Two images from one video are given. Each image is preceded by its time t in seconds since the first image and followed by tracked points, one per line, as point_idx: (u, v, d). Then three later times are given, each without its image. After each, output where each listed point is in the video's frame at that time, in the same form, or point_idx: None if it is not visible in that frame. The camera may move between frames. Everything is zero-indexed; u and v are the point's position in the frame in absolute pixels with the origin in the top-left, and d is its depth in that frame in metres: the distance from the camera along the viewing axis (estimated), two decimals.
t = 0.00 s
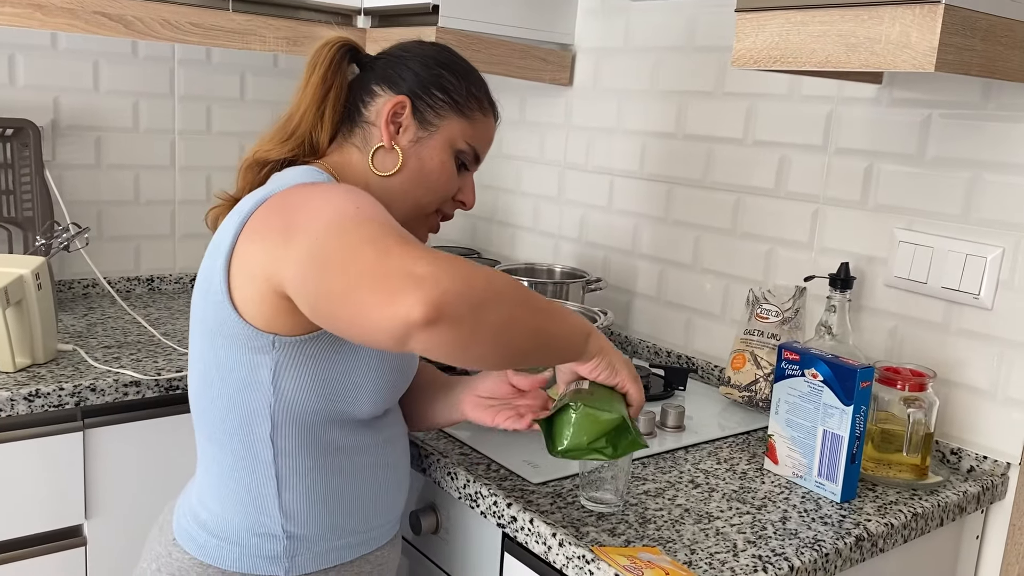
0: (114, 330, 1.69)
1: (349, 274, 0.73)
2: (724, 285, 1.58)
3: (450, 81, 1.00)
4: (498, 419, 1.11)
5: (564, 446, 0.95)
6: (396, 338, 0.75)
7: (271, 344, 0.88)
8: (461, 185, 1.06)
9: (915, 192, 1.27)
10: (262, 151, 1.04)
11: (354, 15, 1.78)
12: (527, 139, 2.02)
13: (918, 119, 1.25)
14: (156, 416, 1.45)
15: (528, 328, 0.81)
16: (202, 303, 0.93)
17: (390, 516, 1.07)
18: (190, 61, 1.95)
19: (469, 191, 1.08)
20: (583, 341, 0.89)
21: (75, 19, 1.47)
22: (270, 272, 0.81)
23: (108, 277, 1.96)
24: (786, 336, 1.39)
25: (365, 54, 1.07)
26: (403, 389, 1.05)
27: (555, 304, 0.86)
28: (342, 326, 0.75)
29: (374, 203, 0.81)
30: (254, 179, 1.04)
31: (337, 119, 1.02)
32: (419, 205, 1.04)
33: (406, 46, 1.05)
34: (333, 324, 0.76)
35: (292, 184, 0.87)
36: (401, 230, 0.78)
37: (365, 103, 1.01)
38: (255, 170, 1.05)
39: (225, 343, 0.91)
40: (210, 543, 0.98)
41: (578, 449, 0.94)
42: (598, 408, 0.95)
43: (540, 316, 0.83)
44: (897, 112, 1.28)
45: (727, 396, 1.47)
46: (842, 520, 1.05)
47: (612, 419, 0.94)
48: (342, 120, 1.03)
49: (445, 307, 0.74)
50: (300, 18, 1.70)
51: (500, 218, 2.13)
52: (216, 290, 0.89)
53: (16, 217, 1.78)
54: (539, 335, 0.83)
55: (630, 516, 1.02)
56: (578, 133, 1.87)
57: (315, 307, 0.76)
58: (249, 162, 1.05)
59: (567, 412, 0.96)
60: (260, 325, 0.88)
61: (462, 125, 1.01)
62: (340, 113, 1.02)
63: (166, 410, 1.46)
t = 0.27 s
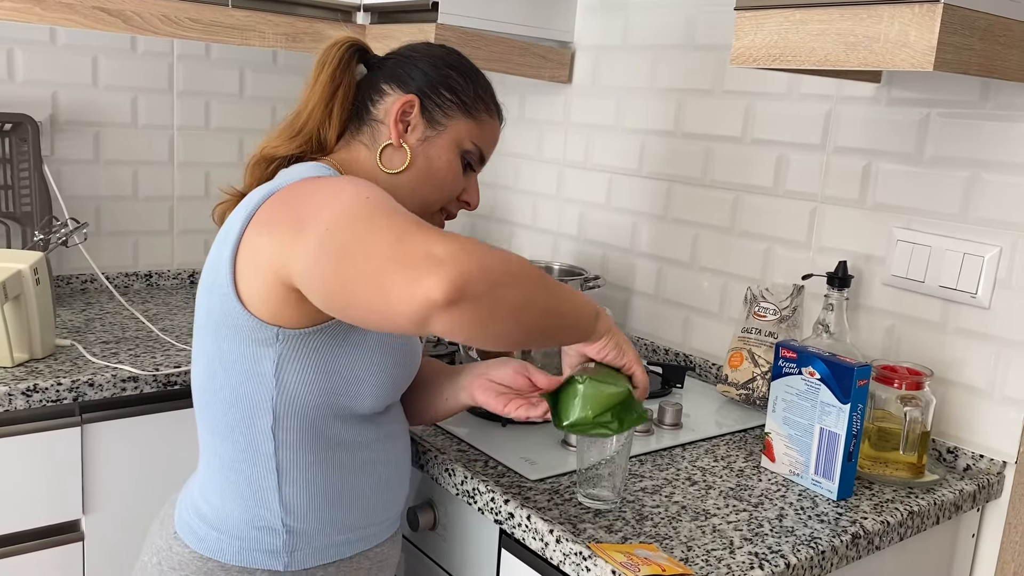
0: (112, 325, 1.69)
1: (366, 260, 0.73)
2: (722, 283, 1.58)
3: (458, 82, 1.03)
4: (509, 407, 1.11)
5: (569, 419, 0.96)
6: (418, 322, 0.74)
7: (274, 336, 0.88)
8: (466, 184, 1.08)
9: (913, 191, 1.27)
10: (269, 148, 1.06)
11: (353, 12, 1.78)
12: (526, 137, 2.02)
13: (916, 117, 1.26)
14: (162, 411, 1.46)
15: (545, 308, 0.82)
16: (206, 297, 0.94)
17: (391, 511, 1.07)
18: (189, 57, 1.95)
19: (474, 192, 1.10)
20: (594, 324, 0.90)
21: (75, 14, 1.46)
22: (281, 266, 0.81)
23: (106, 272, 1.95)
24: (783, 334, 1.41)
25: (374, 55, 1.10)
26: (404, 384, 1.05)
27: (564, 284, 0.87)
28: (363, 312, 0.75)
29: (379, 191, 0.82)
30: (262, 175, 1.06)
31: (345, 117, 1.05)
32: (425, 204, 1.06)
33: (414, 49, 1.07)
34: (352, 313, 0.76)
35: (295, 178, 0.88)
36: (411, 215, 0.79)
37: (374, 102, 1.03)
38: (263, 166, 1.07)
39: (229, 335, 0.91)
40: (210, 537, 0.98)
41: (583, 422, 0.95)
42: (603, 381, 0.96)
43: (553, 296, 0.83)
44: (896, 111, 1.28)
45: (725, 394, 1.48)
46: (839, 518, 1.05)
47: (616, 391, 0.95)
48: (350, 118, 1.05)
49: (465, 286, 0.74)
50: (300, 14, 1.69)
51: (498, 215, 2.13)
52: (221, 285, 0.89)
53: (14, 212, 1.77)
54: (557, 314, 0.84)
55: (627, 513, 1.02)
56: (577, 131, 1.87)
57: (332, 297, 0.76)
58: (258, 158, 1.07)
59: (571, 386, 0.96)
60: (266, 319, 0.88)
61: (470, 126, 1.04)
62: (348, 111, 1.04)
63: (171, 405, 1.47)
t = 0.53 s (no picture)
0: (109, 322, 1.70)
1: (390, 235, 0.73)
2: (718, 282, 1.58)
3: (463, 89, 1.08)
4: (509, 390, 1.08)
5: (575, 389, 0.94)
6: (445, 295, 0.74)
7: (275, 329, 0.89)
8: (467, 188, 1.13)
9: (910, 192, 1.27)
10: (275, 147, 1.11)
11: (352, 10, 1.78)
12: (524, 136, 2.02)
13: (913, 119, 1.26)
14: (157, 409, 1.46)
15: (566, 286, 0.81)
16: (209, 291, 0.94)
17: (388, 509, 1.07)
18: (188, 55, 1.95)
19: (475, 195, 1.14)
20: (610, 308, 0.90)
21: (73, 10, 1.46)
22: (292, 254, 0.81)
23: (104, 269, 1.96)
24: (779, 334, 1.41)
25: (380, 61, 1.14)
26: (405, 382, 1.05)
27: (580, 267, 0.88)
28: (387, 289, 0.74)
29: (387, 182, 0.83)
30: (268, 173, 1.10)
31: (352, 119, 1.09)
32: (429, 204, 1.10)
33: (421, 55, 1.12)
34: (375, 291, 0.75)
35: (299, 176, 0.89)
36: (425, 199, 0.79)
37: (381, 105, 1.08)
38: (270, 163, 1.11)
39: (231, 329, 0.92)
40: (206, 531, 0.98)
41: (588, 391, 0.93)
42: (613, 352, 0.94)
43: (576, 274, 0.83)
44: (893, 112, 1.29)
45: (721, 393, 1.48)
46: (833, 517, 1.05)
47: (624, 363, 0.93)
48: (357, 120, 1.09)
49: (493, 255, 0.74)
50: (299, 12, 1.69)
51: (496, 214, 2.14)
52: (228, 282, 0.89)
53: (12, 208, 1.77)
54: (576, 295, 0.83)
55: (622, 512, 1.03)
56: (575, 130, 1.87)
57: (352, 278, 0.75)
58: (265, 155, 1.11)
59: (581, 356, 0.95)
60: (273, 311, 0.88)
61: (474, 130, 1.09)
62: (355, 113, 1.09)
63: (170, 402, 1.47)
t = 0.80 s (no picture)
0: (108, 320, 1.70)
1: (417, 220, 0.76)
2: (717, 282, 1.58)
3: (469, 92, 1.09)
4: (514, 380, 1.09)
5: (581, 366, 0.94)
6: (471, 277, 0.76)
7: (281, 323, 0.90)
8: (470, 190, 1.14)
9: (909, 192, 1.27)
10: (281, 145, 1.12)
11: (352, 8, 1.78)
12: (523, 135, 2.03)
13: (912, 119, 1.26)
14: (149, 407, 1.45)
15: (582, 271, 0.84)
16: (215, 286, 0.95)
17: (389, 506, 1.07)
18: (187, 52, 1.95)
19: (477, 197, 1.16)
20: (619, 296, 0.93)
21: (73, 7, 1.46)
22: (309, 246, 0.82)
23: (103, 266, 1.96)
24: (777, 333, 1.41)
25: (385, 63, 1.16)
26: (407, 380, 1.05)
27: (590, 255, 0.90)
28: (413, 273, 0.76)
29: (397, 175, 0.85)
30: (273, 171, 1.11)
31: (358, 119, 1.10)
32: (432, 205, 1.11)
33: (426, 58, 1.13)
34: (399, 277, 0.76)
35: (307, 172, 0.91)
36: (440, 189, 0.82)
37: (387, 106, 1.09)
38: (275, 161, 1.12)
39: (235, 323, 0.92)
40: (207, 527, 0.98)
41: (594, 369, 0.92)
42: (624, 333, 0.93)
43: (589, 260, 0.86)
44: (892, 112, 1.29)
45: (719, 392, 1.48)
46: (831, 516, 1.06)
47: (634, 344, 0.92)
48: (362, 121, 1.10)
49: (519, 237, 0.76)
50: (299, 10, 1.69)
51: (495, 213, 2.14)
52: (237, 276, 0.90)
53: (12, 205, 1.77)
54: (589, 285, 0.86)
55: (620, 510, 1.03)
56: (575, 129, 1.87)
57: (376, 264, 0.76)
58: (271, 153, 1.12)
59: (592, 334, 0.94)
60: (282, 305, 0.89)
61: (478, 133, 1.10)
62: (361, 113, 1.10)
63: (167, 399, 1.47)
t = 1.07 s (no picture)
0: (107, 318, 1.70)
1: (434, 210, 0.76)
2: (716, 282, 1.58)
3: (472, 96, 1.11)
4: (515, 376, 1.10)
5: (585, 341, 0.89)
6: (490, 264, 0.77)
7: (284, 320, 0.90)
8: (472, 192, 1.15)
9: (908, 194, 1.27)
10: (283, 144, 1.12)
11: (352, 7, 1.78)
12: (522, 135, 2.03)
13: (911, 120, 1.26)
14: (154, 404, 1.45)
15: (592, 260, 0.86)
16: (216, 283, 0.95)
17: (389, 505, 1.08)
18: (187, 51, 1.95)
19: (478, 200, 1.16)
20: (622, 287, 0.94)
21: (72, 6, 1.46)
22: (318, 240, 0.82)
23: (103, 265, 1.96)
24: (776, 334, 1.41)
25: (388, 66, 1.16)
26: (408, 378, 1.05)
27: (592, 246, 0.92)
28: (432, 262, 0.76)
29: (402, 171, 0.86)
30: (276, 170, 1.11)
31: (361, 120, 1.10)
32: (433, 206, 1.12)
33: (430, 61, 1.14)
34: (416, 267, 0.77)
35: (310, 169, 0.91)
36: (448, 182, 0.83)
37: (391, 107, 1.09)
38: (277, 161, 1.11)
39: (238, 321, 0.92)
40: (207, 524, 0.98)
41: (598, 345, 0.88)
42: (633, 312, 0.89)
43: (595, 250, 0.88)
44: (890, 113, 1.29)
45: (718, 393, 1.49)
46: (828, 517, 1.06)
47: (642, 323, 0.87)
48: (366, 122, 1.11)
49: (537, 224, 0.78)
50: (299, 9, 1.69)
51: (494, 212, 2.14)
52: (242, 273, 0.90)
53: (11, 204, 1.77)
54: (594, 275, 0.87)
55: (618, 510, 1.03)
56: (574, 130, 1.87)
57: (392, 254, 0.77)
58: (274, 152, 1.11)
59: (600, 310, 0.90)
60: (287, 302, 0.89)
61: (481, 136, 1.11)
62: (365, 115, 1.10)
63: (165, 398, 1.47)
